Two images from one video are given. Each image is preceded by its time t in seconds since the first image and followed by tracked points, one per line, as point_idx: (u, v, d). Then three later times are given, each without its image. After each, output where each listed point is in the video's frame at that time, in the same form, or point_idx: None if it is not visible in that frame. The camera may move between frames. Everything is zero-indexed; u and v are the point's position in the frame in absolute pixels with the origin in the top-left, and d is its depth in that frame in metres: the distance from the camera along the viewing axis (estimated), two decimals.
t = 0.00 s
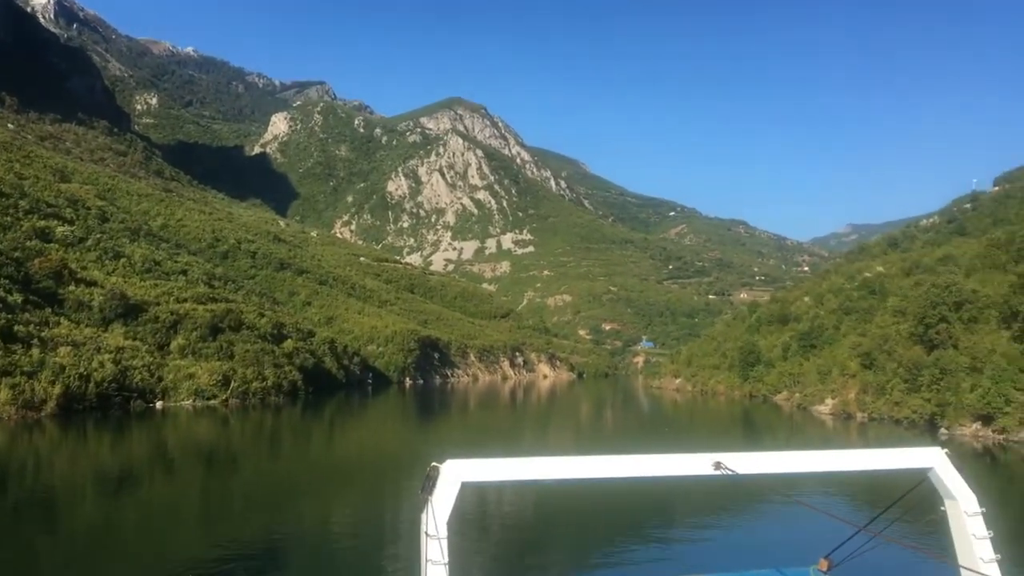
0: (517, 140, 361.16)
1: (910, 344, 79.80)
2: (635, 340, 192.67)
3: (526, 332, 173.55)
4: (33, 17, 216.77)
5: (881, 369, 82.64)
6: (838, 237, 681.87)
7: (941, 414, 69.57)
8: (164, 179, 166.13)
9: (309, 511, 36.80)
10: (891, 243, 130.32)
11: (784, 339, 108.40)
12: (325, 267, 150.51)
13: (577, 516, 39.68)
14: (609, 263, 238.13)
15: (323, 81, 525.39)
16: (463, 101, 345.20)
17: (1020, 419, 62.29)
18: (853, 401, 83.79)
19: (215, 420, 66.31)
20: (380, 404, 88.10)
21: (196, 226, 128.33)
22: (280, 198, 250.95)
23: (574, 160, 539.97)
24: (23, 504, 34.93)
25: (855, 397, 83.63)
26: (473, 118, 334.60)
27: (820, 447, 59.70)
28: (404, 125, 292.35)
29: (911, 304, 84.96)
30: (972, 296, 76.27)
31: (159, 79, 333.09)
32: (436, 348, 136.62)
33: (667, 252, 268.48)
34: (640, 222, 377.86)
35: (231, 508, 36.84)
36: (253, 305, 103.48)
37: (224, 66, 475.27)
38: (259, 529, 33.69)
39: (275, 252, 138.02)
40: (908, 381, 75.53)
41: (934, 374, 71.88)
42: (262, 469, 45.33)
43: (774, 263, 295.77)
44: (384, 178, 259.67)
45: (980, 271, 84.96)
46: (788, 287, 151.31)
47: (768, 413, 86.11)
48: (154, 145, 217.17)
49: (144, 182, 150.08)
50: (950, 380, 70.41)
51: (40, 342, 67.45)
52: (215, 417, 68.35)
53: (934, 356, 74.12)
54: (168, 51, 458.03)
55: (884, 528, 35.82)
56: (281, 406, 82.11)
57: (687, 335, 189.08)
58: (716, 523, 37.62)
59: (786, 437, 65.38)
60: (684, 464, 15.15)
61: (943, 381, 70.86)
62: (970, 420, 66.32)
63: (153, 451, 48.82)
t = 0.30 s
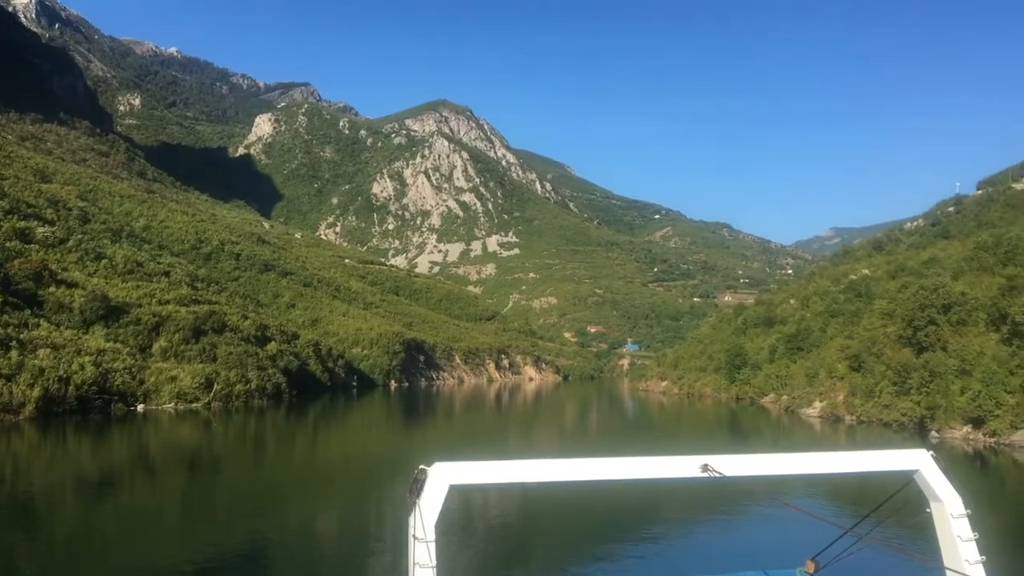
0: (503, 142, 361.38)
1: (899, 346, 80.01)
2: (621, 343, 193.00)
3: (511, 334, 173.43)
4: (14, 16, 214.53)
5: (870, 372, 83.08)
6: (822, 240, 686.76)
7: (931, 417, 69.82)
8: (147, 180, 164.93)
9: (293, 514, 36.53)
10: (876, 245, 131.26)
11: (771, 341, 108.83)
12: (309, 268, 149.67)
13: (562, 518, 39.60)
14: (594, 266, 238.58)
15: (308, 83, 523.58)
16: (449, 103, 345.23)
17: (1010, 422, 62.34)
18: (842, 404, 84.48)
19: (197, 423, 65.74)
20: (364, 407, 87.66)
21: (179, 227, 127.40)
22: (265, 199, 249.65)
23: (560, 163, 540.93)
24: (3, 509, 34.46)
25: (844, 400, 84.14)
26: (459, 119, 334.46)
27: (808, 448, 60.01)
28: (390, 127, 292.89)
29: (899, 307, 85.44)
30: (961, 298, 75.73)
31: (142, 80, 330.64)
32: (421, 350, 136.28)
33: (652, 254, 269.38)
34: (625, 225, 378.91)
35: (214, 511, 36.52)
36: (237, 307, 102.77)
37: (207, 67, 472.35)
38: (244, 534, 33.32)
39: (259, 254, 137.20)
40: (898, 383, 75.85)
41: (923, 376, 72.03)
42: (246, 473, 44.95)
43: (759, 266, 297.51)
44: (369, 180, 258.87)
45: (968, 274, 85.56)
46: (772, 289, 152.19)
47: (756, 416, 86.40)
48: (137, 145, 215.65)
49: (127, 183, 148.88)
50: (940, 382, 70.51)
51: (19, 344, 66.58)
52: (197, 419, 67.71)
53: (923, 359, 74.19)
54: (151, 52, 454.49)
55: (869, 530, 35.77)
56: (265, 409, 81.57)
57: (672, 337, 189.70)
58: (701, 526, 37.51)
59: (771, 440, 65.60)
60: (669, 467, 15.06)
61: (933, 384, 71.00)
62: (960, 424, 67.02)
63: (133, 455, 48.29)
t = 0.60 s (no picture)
0: (493, 144, 361.52)
1: (895, 348, 80.33)
2: (612, 345, 193.16)
3: (502, 337, 173.21)
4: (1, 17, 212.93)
5: (864, 374, 83.30)
6: (812, 243, 689.32)
7: (928, 420, 69.83)
8: (135, 182, 163.94)
9: (283, 518, 36.40)
10: (867, 248, 131.80)
11: (763, 344, 108.99)
12: (299, 271, 149.08)
13: (553, 521, 39.48)
14: (585, 269, 238.75)
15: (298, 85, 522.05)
16: (439, 105, 345.20)
17: (1009, 425, 62.00)
18: (836, 407, 84.60)
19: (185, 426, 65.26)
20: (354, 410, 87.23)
21: (168, 229, 126.76)
22: (255, 202, 248.54)
23: (550, 166, 541.29)
24: None
25: (839, 403, 84.33)
26: (449, 122, 334.20)
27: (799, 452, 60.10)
28: (380, 129, 292.50)
29: (894, 309, 85.69)
30: (956, 301, 76.56)
31: (130, 82, 328.71)
32: (412, 353, 135.97)
33: (642, 257, 269.84)
34: (616, 227, 379.47)
35: (204, 515, 36.32)
36: (226, 309, 102.18)
37: (197, 70, 470.36)
38: (232, 538, 33.06)
39: (248, 256, 136.48)
40: (894, 387, 75.91)
41: (920, 379, 72.22)
42: (236, 476, 44.75)
43: (749, 268, 298.51)
44: (359, 182, 258.20)
45: (962, 276, 85.91)
46: (763, 292, 152.62)
47: (750, 419, 86.39)
48: (125, 148, 214.36)
49: (115, 185, 147.96)
50: (937, 385, 70.62)
51: (4, 347, 65.88)
52: (185, 423, 67.26)
53: (919, 361, 74.40)
54: (141, 54, 452.29)
55: (861, 533, 35.79)
56: (254, 412, 81.15)
57: (664, 340, 189.93)
58: (693, 530, 37.30)
59: (763, 443, 65.57)
60: (662, 470, 14.89)
61: (929, 386, 71.12)
62: (957, 426, 67.05)
63: (121, 459, 47.97)
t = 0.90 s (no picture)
0: (489, 148, 361.74)
1: (896, 352, 80.61)
2: (608, 349, 192.93)
3: (498, 341, 172.92)
4: None
5: (864, 378, 83.22)
6: (806, 247, 690.35)
7: (930, 424, 69.53)
8: (130, 185, 163.39)
9: (277, 522, 36.20)
10: (863, 251, 131.87)
11: (761, 347, 108.98)
12: (294, 274, 148.73)
13: (550, 525, 39.31)
14: (581, 272, 238.66)
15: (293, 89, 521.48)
16: (435, 109, 345.44)
17: (1014, 429, 61.98)
18: (837, 410, 84.50)
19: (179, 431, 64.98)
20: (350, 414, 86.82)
21: (163, 232, 126.41)
22: (249, 204, 247.86)
23: (546, 170, 541.60)
24: None
25: (839, 406, 84.29)
26: (445, 125, 334.08)
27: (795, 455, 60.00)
28: (376, 132, 292.32)
29: (894, 312, 85.72)
30: (958, 303, 76.52)
31: (125, 84, 327.89)
32: (407, 357, 135.76)
33: (638, 260, 269.98)
34: (611, 231, 379.69)
35: (198, 520, 36.13)
36: (221, 313, 101.81)
37: (192, 73, 469.70)
38: (226, 543, 32.88)
39: (243, 259, 136.04)
40: (895, 390, 75.77)
41: (922, 382, 71.84)
42: (230, 480, 44.54)
43: (744, 271, 298.91)
44: (355, 185, 257.33)
45: (962, 278, 85.93)
46: (759, 295, 152.78)
47: (748, 422, 86.23)
48: (120, 150, 213.78)
49: (110, 187, 147.43)
50: (939, 388, 70.31)
51: None
52: (178, 427, 66.97)
53: (921, 364, 74.28)
54: (135, 57, 451.38)
55: (859, 536, 35.76)
56: (248, 416, 80.84)
57: (659, 343, 189.89)
58: (688, 534, 37.10)
59: (759, 447, 65.46)
60: (662, 474, 14.71)
61: (931, 390, 70.79)
62: (961, 431, 66.45)
63: (114, 463, 47.76)
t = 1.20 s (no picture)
0: (487, 151, 362.10)
1: (900, 355, 80.61)
2: (606, 352, 192.82)
3: (496, 344, 172.82)
4: None
5: (867, 380, 83.20)
6: (804, 250, 691.14)
7: (936, 427, 69.34)
8: (127, 188, 163.22)
9: (274, 526, 36.10)
10: (862, 254, 131.90)
11: (761, 351, 108.95)
12: (292, 277, 148.54)
13: (549, 527, 39.24)
14: (579, 275, 238.67)
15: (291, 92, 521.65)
16: (433, 112, 345.87)
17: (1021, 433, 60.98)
18: (840, 414, 84.33)
19: (177, 434, 64.81)
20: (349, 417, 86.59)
21: (160, 235, 126.16)
22: (247, 207, 247.89)
23: (543, 174, 542.11)
24: None
25: (842, 409, 84.16)
26: (443, 129, 334.27)
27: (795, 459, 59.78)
28: (374, 135, 293.22)
29: (898, 315, 85.65)
30: (962, 306, 76.50)
31: (122, 88, 327.80)
32: (406, 360, 135.59)
33: (636, 264, 270.07)
34: (609, 234, 379.90)
35: (195, 523, 36.05)
36: (219, 316, 101.59)
37: (189, 76, 469.58)
38: (223, 546, 32.79)
39: (241, 262, 135.75)
40: (899, 394, 75.78)
41: (927, 386, 71.78)
42: (227, 484, 44.44)
43: (742, 275, 299.08)
44: (352, 188, 256.38)
45: (966, 281, 85.90)
46: (758, 299, 152.79)
47: (749, 426, 86.05)
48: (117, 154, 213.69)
49: (107, 191, 147.27)
50: (943, 392, 70.29)
51: None
52: (175, 431, 66.76)
53: (926, 368, 74.27)
54: (133, 60, 451.08)
55: (860, 539, 35.77)
56: (245, 420, 80.60)
57: (658, 346, 189.87)
58: (687, 537, 36.94)
59: (758, 450, 65.33)
60: (663, 476, 14.55)
61: (936, 393, 70.79)
62: (968, 434, 66.17)
63: (111, 467, 47.65)
